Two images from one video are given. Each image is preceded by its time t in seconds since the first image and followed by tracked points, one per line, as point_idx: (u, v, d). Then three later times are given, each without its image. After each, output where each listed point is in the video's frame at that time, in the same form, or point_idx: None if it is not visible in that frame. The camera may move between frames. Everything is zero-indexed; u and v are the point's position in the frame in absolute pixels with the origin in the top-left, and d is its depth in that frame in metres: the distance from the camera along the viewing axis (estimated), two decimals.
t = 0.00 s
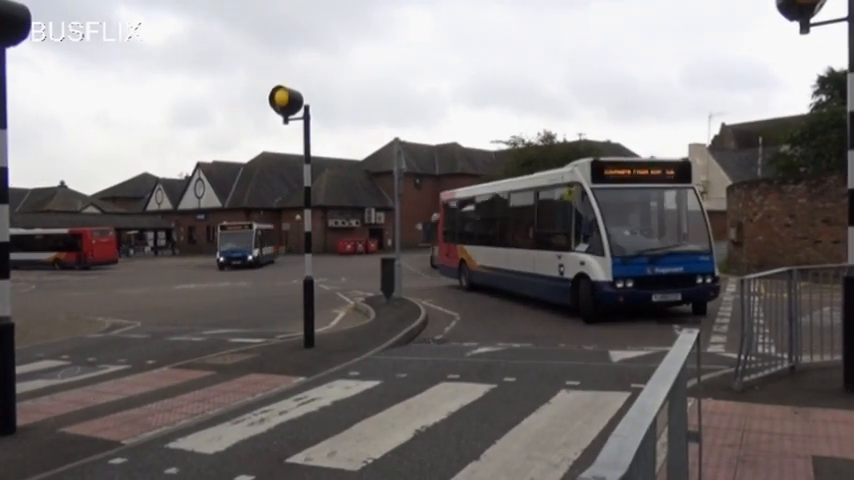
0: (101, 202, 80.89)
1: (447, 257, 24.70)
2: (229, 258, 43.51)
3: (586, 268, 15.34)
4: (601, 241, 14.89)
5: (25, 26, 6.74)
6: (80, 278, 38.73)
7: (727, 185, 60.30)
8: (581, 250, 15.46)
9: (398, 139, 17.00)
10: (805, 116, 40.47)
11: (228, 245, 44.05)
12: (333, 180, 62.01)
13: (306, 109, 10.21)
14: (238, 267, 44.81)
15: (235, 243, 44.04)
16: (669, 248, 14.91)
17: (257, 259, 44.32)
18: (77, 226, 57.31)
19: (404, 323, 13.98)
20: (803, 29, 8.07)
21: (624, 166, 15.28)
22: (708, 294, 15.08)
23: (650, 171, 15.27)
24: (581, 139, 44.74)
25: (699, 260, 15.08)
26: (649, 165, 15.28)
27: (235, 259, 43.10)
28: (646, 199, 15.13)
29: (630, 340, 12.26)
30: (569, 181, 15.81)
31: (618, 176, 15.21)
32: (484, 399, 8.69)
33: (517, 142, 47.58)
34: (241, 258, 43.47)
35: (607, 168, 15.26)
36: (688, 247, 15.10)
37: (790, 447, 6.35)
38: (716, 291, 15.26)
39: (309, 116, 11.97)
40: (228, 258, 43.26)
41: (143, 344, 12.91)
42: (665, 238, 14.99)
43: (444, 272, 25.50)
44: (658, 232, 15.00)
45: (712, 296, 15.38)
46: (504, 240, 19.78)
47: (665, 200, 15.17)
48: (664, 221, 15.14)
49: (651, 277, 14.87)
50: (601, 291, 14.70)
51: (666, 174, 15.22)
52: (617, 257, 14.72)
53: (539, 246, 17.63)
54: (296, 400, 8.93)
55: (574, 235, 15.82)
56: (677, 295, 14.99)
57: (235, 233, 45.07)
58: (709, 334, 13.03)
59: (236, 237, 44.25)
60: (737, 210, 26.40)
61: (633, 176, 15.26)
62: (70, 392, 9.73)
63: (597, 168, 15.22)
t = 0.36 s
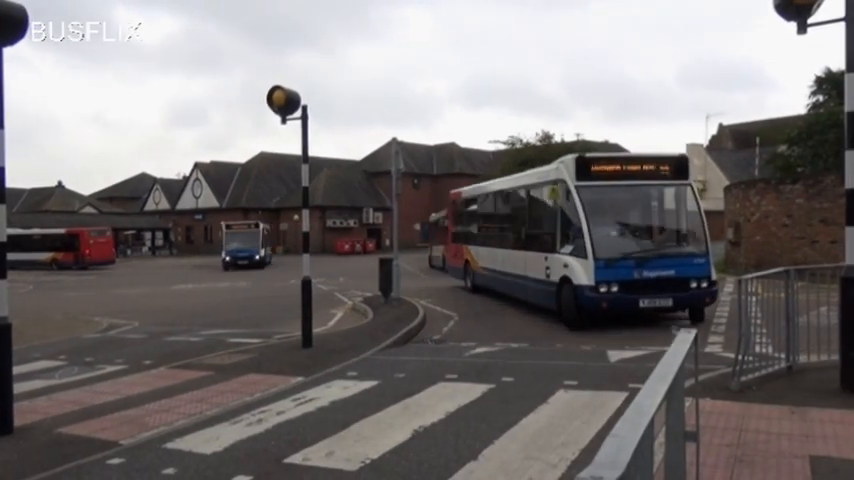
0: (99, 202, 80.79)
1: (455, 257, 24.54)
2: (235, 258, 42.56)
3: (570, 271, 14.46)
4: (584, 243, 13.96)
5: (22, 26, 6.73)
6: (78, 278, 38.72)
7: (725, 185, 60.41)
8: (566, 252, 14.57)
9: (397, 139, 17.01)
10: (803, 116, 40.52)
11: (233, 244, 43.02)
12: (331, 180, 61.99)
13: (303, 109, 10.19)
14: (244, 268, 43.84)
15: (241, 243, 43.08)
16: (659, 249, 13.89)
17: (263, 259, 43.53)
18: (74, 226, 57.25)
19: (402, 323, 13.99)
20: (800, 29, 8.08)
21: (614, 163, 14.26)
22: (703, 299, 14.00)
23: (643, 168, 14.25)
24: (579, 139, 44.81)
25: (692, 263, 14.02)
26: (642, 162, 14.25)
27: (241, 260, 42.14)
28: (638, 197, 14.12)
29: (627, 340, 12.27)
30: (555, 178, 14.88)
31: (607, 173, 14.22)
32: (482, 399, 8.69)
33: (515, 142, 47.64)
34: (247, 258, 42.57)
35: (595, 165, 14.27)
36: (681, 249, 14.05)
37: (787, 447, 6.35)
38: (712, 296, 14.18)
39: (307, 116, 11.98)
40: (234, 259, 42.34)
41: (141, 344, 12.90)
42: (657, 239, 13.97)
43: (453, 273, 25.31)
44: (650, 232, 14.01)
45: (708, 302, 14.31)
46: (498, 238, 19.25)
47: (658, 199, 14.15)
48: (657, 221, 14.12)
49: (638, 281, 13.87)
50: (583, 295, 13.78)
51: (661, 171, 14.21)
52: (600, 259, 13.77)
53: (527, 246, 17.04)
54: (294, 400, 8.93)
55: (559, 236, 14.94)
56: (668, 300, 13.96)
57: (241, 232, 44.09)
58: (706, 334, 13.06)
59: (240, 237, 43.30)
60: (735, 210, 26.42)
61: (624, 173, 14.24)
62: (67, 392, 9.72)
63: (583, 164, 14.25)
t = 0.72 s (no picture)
0: (96, 202, 80.73)
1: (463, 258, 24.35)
2: (242, 259, 41.73)
3: (546, 277, 13.22)
4: (560, 246, 12.73)
5: (20, 26, 6.72)
6: (75, 278, 38.68)
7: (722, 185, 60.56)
8: (544, 256, 13.32)
9: (395, 139, 17.01)
10: (800, 117, 40.62)
11: (239, 245, 42.24)
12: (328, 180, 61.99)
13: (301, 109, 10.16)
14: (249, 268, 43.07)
15: (247, 244, 42.34)
16: (643, 253, 12.56)
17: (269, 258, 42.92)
18: (72, 226, 57.17)
19: (400, 323, 13.97)
20: (797, 29, 8.09)
21: (598, 159, 13.02)
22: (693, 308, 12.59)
23: (630, 164, 12.99)
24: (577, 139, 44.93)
25: (680, 268, 12.59)
26: (629, 158, 13.00)
27: (249, 260, 41.48)
28: (623, 195, 12.88)
29: (625, 340, 12.27)
30: (533, 177, 13.67)
31: (589, 171, 13.00)
32: (480, 399, 8.70)
33: (513, 142, 47.72)
34: (254, 259, 41.87)
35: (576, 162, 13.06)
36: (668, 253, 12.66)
37: (785, 447, 6.36)
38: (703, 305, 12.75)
39: (305, 116, 11.99)
40: (241, 259, 41.58)
41: (139, 344, 12.89)
42: (645, 241, 12.68)
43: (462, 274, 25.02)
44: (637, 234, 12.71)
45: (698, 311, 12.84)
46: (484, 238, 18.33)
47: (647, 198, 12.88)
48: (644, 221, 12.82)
49: (618, 288, 12.52)
50: (556, 302, 12.55)
51: (650, 168, 12.97)
52: (576, 264, 12.51)
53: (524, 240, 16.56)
54: (292, 400, 8.92)
55: (538, 238, 13.70)
56: (652, 309, 12.56)
57: (246, 232, 43.01)
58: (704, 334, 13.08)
59: (245, 237, 42.52)
60: (732, 210, 26.43)
61: (609, 170, 12.99)
62: (65, 392, 9.70)
63: (562, 161, 13.06)
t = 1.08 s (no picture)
0: (95, 202, 80.69)
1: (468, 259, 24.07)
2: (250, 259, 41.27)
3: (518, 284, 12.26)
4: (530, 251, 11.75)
5: (18, 26, 6.72)
6: (73, 278, 38.65)
7: (721, 186, 60.62)
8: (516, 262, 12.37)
9: (395, 140, 17.00)
10: (799, 117, 40.68)
11: (246, 245, 41.80)
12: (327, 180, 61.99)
13: (300, 110, 10.13)
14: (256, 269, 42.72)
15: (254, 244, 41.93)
16: (620, 258, 11.51)
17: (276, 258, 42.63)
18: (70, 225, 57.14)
19: (399, 324, 13.94)
20: (796, 29, 8.09)
21: (574, 157, 11.95)
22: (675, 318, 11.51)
23: (611, 162, 11.88)
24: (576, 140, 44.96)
25: (661, 275, 11.49)
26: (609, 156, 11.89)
27: (257, 261, 41.11)
28: (602, 197, 11.82)
29: (624, 340, 12.28)
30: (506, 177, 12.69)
31: (565, 171, 11.95)
32: (479, 399, 8.69)
33: (512, 142, 47.75)
34: (262, 259, 41.49)
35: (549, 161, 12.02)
36: (649, 258, 11.57)
37: (783, 447, 6.36)
38: (688, 315, 11.64)
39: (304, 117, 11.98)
40: (250, 259, 41.15)
41: (137, 344, 12.88)
42: (626, 246, 11.63)
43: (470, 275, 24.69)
44: (617, 238, 11.67)
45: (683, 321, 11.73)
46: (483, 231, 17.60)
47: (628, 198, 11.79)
48: (623, 224, 11.75)
49: (592, 297, 11.51)
50: (524, 312, 11.57)
51: (633, 165, 11.86)
52: (545, 271, 11.52)
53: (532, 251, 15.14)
54: (292, 401, 8.92)
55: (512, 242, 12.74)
56: (630, 320, 11.50)
57: (253, 232, 42.77)
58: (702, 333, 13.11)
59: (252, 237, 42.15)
60: (731, 210, 26.39)
61: (586, 169, 11.91)
62: (63, 392, 9.69)
63: (534, 160, 12.01)
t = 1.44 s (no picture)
0: (92, 202, 80.65)
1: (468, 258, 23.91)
2: (260, 260, 40.78)
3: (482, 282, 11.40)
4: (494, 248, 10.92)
5: (17, 26, 6.72)
6: (71, 278, 38.67)
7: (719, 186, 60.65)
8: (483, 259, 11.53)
9: (393, 140, 17.03)
10: (797, 117, 40.73)
11: (256, 245, 41.21)
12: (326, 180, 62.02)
13: (299, 110, 10.14)
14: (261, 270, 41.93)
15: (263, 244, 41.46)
16: (591, 255, 10.64)
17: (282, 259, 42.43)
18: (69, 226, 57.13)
19: (397, 324, 13.95)
20: (795, 29, 8.11)
21: (546, 147, 11.15)
22: (653, 322, 10.58)
23: (587, 152, 11.07)
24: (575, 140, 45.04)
25: (637, 275, 10.57)
26: (585, 146, 11.09)
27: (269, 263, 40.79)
28: (576, 191, 11.01)
29: (624, 340, 12.39)
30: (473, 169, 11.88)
31: (537, 162, 11.14)
32: (478, 399, 8.69)
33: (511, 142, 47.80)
34: (272, 259, 41.14)
35: (520, 151, 11.23)
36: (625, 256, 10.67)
37: (781, 446, 6.38)
38: (668, 318, 10.70)
39: (303, 117, 12.00)
40: (260, 260, 40.66)
41: (135, 344, 12.88)
42: (600, 243, 10.78)
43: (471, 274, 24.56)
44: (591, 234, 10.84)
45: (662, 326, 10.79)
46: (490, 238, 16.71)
47: (604, 192, 10.96)
48: (599, 219, 10.92)
49: (559, 298, 10.65)
50: (487, 313, 10.75)
51: (612, 155, 11.02)
52: (509, 269, 10.70)
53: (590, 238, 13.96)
54: (290, 401, 8.92)
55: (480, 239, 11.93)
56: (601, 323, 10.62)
57: (262, 232, 42.16)
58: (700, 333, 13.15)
59: (262, 238, 41.65)
60: (729, 210, 26.37)
61: (560, 159, 11.10)
62: (61, 392, 9.69)
63: (503, 151, 11.20)
